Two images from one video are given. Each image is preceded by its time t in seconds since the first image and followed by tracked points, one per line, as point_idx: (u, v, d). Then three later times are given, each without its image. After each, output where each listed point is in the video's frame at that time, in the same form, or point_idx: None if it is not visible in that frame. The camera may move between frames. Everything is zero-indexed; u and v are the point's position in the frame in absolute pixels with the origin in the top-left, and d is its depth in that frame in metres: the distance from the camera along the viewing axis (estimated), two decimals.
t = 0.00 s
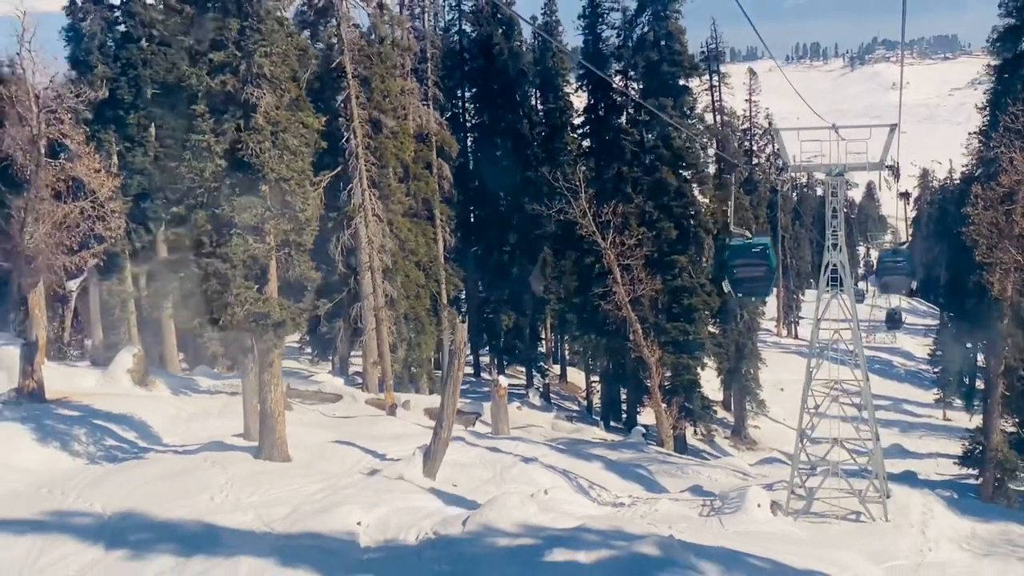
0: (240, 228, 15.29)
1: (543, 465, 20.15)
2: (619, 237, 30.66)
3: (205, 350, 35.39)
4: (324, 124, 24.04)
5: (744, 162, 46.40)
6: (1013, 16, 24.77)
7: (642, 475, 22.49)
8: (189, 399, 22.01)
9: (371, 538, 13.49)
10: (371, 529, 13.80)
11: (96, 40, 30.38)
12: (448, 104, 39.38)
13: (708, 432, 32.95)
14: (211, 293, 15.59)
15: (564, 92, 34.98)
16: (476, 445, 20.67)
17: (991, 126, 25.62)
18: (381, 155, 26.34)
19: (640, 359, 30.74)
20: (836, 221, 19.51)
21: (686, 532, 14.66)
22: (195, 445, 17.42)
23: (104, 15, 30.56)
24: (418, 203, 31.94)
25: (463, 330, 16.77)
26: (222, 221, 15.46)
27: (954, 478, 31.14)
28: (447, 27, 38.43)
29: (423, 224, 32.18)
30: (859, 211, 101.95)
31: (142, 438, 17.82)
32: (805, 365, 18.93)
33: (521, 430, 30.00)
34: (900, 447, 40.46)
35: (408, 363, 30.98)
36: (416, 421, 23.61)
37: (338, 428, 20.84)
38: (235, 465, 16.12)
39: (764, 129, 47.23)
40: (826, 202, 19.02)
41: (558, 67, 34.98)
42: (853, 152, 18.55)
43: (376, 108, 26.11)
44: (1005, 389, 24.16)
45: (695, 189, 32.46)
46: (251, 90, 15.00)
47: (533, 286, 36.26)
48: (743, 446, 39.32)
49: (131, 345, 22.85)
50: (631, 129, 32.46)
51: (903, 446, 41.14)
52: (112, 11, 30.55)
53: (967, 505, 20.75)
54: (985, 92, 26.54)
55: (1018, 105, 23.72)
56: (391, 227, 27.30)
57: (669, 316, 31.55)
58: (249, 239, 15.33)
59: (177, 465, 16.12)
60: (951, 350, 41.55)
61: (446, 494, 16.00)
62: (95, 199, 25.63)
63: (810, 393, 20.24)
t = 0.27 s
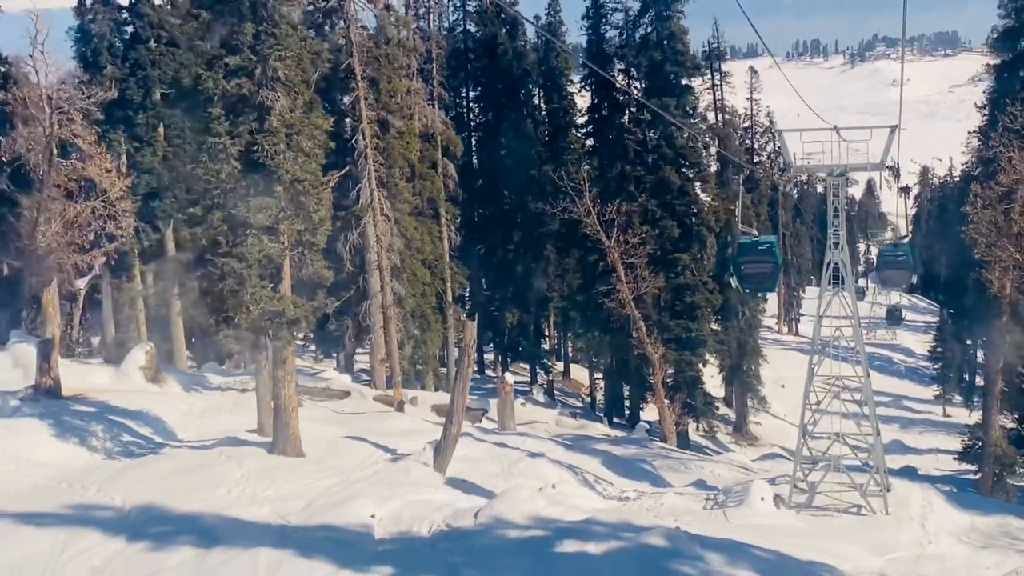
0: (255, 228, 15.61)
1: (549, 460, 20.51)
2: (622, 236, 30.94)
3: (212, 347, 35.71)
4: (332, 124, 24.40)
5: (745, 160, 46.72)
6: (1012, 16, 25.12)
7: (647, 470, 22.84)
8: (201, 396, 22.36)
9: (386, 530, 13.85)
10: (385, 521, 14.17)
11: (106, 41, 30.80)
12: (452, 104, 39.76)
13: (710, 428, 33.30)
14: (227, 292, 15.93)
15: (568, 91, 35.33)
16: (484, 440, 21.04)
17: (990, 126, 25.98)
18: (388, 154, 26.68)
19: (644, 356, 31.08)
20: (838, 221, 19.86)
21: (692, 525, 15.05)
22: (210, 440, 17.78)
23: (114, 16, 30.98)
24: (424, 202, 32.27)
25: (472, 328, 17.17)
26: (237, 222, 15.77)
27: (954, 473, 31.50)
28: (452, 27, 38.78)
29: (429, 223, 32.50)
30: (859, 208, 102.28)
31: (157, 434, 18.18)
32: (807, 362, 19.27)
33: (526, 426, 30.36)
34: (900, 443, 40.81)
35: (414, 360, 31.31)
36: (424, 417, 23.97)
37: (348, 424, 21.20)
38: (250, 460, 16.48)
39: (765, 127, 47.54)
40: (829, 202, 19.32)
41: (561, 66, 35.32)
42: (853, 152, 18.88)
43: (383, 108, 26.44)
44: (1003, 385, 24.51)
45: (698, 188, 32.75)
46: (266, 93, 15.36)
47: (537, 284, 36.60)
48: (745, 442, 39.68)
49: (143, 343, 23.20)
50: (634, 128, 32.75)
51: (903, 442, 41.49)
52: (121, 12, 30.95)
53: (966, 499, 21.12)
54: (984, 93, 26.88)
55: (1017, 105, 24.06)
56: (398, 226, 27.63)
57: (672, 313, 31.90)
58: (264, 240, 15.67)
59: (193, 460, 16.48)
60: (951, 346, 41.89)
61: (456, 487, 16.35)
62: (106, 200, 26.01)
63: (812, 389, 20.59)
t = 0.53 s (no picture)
0: (269, 228, 15.95)
1: (555, 455, 20.87)
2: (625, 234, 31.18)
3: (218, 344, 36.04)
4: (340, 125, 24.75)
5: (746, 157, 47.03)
6: (1010, 17, 25.48)
7: (650, 465, 23.20)
8: (212, 393, 22.70)
9: (398, 522, 14.20)
10: (398, 514, 14.52)
11: (114, 42, 31.06)
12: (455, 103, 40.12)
13: (712, 424, 33.64)
14: (241, 291, 16.26)
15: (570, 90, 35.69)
16: (491, 436, 21.40)
17: (988, 125, 26.34)
18: (394, 154, 27.02)
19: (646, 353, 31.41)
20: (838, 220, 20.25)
21: (697, 517, 15.41)
22: (223, 436, 18.13)
23: (121, 19, 31.25)
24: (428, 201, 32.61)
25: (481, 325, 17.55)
26: (250, 222, 16.10)
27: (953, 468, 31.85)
28: (455, 27, 39.15)
29: (433, 221, 32.82)
30: (858, 205, 102.64)
31: (171, 430, 18.53)
32: (809, 358, 19.57)
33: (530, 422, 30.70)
34: (900, 439, 41.17)
35: (419, 357, 31.65)
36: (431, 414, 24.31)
37: (357, 420, 21.55)
38: (264, 455, 16.83)
39: (766, 125, 47.87)
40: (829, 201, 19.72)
41: (563, 65, 35.66)
42: (854, 153, 19.27)
43: (389, 108, 26.79)
44: (1002, 381, 24.84)
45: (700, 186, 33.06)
46: (279, 96, 15.72)
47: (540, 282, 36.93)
48: (746, 438, 40.02)
49: (154, 341, 23.55)
50: (636, 127, 33.07)
51: (903, 438, 41.84)
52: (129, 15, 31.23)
53: (965, 492, 21.48)
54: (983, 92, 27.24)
55: (1015, 105, 24.43)
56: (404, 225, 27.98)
57: (673, 310, 32.22)
58: (278, 239, 16.01)
59: (207, 455, 16.83)
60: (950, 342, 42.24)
61: (465, 482, 16.67)
62: (117, 199, 26.34)
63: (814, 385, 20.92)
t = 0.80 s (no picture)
0: (280, 228, 16.30)
1: (559, 451, 21.22)
2: (626, 233, 31.48)
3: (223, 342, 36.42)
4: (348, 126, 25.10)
5: (744, 155, 47.33)
6: (1006, 19, 25.84)
7: (652, 461, 23.59)
8: (220, 390, 23.06)
9: (409, 516, 14.55)
10: (408, 507, 14.89)
11: (120, 45, 31.08)
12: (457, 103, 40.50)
13: (712, 420, 34.01)
14: (253, 290, 16.56)
15: (572, 91, 36.04)
16: (495, 432, 21.75)
17: (985, 124, 26.71)
18: (398, 153, 27.33)
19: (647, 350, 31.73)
20: (837, 219, 20.63)
21: (700, 510, 15.77)
22: (234, 432, 18.50)
23: (128, 20, 31.24)
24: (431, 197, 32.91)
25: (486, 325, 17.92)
26: (261, 222, 16.44)
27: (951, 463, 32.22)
28: (457, 28, 39.49)
29: (436, 220, 33.16)
30: (856, 202, 103.11)
31: (183, 426, 18.90)
32: (808, 354, 19.91)
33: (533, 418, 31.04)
34: (898, 435, 41.55)
35: (422, 355, 31.97)
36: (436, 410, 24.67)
37: (364, 415, 21.91)
38: (275, 451, 17.19)
39: (764, 124, 48.23)
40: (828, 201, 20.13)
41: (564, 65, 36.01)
42: (854, 154, 19.65)
43: (394, 109, 27.11)
44: (999, 377, 25.21)
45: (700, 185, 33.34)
46: (290, 99, 16.07)
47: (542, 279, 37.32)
48: (746, 433, 40.42)
49: (163, 339, 23.89)
50: (637, 127, 33.37)
51: (900, 434, 42.24)
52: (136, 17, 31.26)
53: (961, 487, 21.85)
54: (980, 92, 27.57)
55: (1012, 105, 24.80)
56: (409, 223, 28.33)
57: (674, 307, 32.52)
58: (289, 239, 16.34)
59: (220, 451, 17.14)
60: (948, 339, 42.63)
61: (473, 476, 17.04)
62: (126, 198, 26.61)
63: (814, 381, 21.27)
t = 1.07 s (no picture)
0: (290, 229, 16.63)
1: (562, 448, 21.59)
2: (627, 233, 31.82)
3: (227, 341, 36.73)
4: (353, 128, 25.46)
5: (742, 155, 47.68)
6: (1002, 22, 26.24)
7: (653, 458, 23.95)
8: (227, 388, 23.38)
9: (417, 511, 14.88)
10: (416, 502, 15.22)
11: (125, 46, 31.03)
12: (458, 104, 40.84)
13: (711, 418, 34.36)
14: (263, 290, 16.89)
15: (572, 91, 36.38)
16: (499, 429, 22.10)
17: (980, 126, 27.11)
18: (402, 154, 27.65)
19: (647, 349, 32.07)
20: (835, 220, 21.02)
21: (701, 505, 16.12)
22: (243, 429, 18.83)
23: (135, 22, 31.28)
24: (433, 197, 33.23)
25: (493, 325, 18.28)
26: (272, 224, 16.77)
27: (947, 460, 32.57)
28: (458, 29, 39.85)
29: (438, 220, 33.47)
30: (852, 201, 103.56)
31: (193, 423, 19.22)
32: (807, 353, 20.29)
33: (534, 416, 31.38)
34: (894, 433, 41.94)
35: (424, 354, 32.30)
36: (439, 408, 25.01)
37: (370, 413, 22.25)
38: (284, 447, 17.52)
39: (762, 124, 48.61)
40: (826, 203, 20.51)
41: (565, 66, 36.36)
42: (852, 157, 20.10)
43: (398, 111, 27.43)
44: (994, 376, 25.58)
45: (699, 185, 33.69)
46: (300, 103, 16.40)
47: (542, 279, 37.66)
48: (744, 431, 40.79)
49: (171, 338, 24.20)
50: (638, 127, 33.69)
51: (898, 432, 42.64)
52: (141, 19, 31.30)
53: (957, 484, 22.22)
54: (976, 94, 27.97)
55: (1007, 107, 25.20)
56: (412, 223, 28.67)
57: (673, 306, 32.82)
58: (299, 240, 16.66)
59: (230, 448, 17.46)
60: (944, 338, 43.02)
61: (478, 472, 17.38)
62: (133, 198, 26.74)
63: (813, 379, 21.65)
